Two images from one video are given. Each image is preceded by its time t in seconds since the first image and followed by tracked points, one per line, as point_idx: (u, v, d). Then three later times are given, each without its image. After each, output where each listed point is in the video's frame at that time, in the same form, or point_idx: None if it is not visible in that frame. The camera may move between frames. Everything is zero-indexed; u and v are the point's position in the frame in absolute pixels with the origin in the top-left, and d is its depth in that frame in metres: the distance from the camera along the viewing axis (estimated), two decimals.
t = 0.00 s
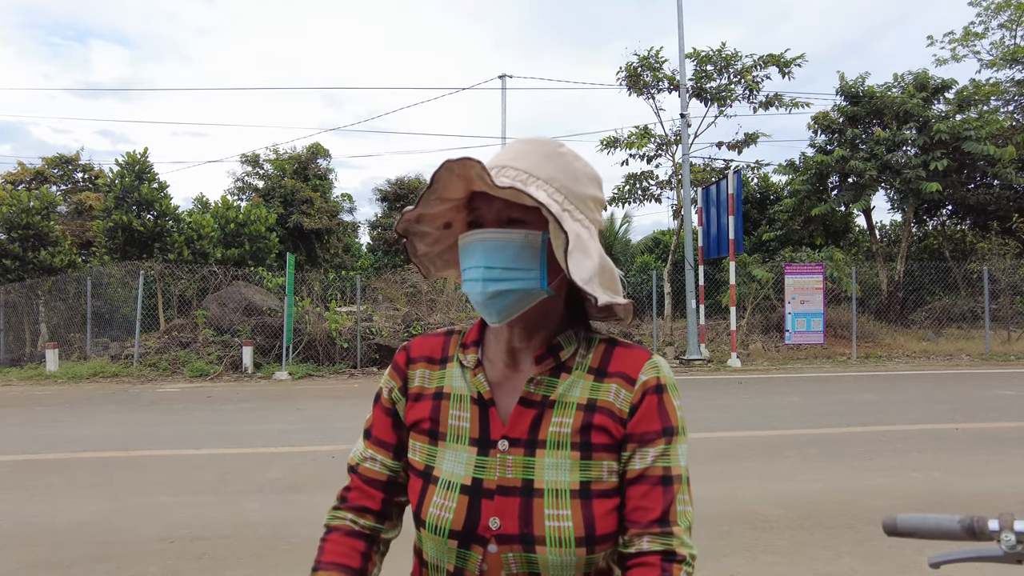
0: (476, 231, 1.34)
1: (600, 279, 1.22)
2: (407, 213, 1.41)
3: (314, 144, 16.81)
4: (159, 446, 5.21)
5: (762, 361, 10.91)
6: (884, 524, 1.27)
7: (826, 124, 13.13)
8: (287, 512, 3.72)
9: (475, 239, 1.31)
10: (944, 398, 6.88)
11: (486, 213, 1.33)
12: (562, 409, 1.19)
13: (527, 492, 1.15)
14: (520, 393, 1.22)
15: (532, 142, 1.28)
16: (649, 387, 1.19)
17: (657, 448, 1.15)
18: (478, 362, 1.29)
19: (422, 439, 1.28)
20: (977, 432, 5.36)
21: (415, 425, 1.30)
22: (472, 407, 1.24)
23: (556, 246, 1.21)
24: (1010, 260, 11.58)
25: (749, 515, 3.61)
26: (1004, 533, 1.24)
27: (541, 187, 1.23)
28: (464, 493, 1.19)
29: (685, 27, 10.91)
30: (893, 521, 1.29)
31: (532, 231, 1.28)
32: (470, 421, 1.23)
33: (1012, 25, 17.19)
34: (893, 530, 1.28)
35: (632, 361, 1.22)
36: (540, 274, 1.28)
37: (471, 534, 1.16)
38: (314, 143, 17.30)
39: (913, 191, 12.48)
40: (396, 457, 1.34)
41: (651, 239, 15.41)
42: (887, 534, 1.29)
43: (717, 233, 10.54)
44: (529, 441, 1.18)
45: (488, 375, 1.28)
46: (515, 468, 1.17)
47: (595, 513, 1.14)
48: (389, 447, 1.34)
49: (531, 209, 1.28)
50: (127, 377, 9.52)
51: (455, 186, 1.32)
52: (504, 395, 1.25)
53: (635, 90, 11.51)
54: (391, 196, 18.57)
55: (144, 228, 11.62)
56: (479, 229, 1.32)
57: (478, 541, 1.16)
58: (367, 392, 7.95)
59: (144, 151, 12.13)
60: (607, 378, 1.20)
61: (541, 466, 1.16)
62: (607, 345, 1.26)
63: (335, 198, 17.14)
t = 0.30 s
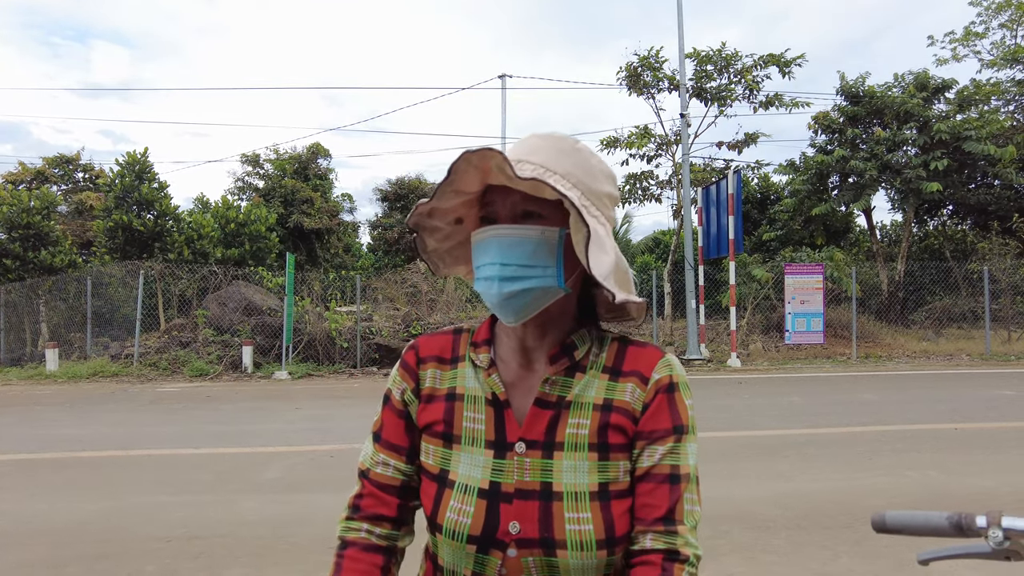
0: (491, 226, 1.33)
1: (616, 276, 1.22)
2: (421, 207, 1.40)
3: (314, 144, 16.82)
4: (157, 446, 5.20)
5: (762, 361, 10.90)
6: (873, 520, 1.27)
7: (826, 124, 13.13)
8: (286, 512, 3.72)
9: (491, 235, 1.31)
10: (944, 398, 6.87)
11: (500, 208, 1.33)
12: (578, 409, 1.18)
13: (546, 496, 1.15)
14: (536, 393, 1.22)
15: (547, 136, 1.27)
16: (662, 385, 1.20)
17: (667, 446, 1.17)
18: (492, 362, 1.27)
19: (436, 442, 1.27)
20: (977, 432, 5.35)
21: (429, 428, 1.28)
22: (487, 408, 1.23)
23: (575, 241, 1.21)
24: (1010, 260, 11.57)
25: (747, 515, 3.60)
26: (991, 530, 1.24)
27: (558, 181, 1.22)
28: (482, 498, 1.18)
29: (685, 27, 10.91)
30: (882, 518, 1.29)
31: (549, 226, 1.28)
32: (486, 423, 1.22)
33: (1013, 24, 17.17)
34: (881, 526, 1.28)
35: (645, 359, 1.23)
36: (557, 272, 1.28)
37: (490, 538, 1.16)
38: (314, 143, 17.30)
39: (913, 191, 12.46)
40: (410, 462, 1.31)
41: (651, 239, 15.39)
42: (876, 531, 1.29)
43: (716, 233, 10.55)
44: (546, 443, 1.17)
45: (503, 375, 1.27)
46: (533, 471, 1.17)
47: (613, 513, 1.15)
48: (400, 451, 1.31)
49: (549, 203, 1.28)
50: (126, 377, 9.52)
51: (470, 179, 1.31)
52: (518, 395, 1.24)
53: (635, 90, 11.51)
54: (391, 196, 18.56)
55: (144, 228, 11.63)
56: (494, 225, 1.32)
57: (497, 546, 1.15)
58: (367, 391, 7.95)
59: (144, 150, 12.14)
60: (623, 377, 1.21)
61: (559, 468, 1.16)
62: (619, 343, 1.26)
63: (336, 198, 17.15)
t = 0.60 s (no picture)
0: (508, 229, 1.32)
1: (635, 279, 1.22)
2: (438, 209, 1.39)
3: (314, 144, 16.82)
4: (156, 446, 5.20)
5: (762, 361, 10.90)
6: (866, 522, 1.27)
7: (826, 124, 13.12)
8: (283, 512, 3.72)
9: (508, 237, 1.31)
10: (943, 398, 6.86)
11: (516, 211, 1.32)
12: (593, 413, 1.18)
13: (560, 500, 1.15)
14: (551, 396, 1.22)
15: (563, 135, 1.27)
16: (679, 388, 1.19)
17: (681, 450, 1.16)
18: (507, 363, 1.27)
19: (450, 443, 1.26)
20: (976, 433, 5.35)
21: (442, 429, 1.28)
22: (501, 410, 1.23)
23: (593, 246, 1.21)
24: (1011, 260, 11.56)
25: (746, 516, 3.60)
26: (984, 533, 1.23)
27: (575, 183, 1.23)
28: (495, 501, 1.18)
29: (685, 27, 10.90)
30: (875, 521, 1.29)
31: (566, 229, 1.28)
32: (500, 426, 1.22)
33: (1013, 24, 17.16)
34: (875, 529, 1.28)
35: (662, 362, 1.23)
36: (576, 275, 1.27)
37: (503, 542, 1.16)
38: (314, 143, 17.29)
39: (913, 191, 12.46)
40: (421, 463, 1.31)
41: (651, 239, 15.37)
42: (869, 533, 1.29)
43: (716, 233, 10.56)
44: (560, 447, 1.17)
45: (518, 377, 1.26)
46: (547, 474, 1.17)
47: (627, 519, 1.15)
48: (412, 450, 1.31)
49: (566, 206, 1.27)
50: (126, 377, 9.52)
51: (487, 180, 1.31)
52: (535, 397, 1.24)
53: (635, 90, 11.50)
54: (391, 196, 18.56)
55: (144, 228, 11.63)
56: (511, 227, 1.31)
57: (510, 549, 1.15)
58: (367, 392, 7.95)
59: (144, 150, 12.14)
60: (640, 380, 1.20)
61: (574, 473, 1.16)
62: (637, 346, 1.26)
63: (336, 198, 17.15)
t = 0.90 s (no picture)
0: (527, 234, 1.32)
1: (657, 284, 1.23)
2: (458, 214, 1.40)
3: (314, 144, 16.81)
4: (156, 446, 5.20)
5: (761, 361, 10.90)
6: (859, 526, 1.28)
7: (826, 124, 13.13)
8: (282, 512, 3.73)
9: (527, 242, 1.30)
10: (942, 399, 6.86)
11: (536, 216, 1.32)
12: (609, 423, 1.18)
13: (575, 509, 1.15)
14: (567, 404, 1.22)
15: (581, 141, 1.26)
16: (694, 398, 1.19)
17: (693, 460, 1.15)
18: (523, 370, 1.28)
19: (466, 450, 1.27)
20: (974, 433, 5.35)
21: (457, 434, 1.28)
22: (517, 418, 1.23)
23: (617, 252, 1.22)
24: (1011, 260, 11.57)
25: (744, 516, 3.60)
26: (977, 538, 1.23)
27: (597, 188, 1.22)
28: (510, 509, 1.18)
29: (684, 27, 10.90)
30: (869, 525, 1.29)
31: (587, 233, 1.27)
32: (516, 433, 1.22)
33: (1012, 25, 17.16)
34: (869, 533, 1.29)
35: (679, 370, 1.22)
36: (596, 280, 1.27)
37: (517, 550, 1.16)
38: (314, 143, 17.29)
39: (913, 191, 12.46)
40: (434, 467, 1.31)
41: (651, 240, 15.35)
42: (863, 538, 1.29)
43: (716, 233, 10.58)
44: (576, 456, 1.17)
45: (534, 385, 1.27)
46: (561, 484, 1.17)
47: (640, 529, 1.15)
48: (426, 453, 1.31)
49: (588, 211, 1.27)
50: (125, 377, 9.52)
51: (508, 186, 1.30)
52: (550, 405, 1.25)
53: (635, 91, 11.50)
54: (391, 196, 18.56)
55: (143, 228, 11.62)
56: (531, 232, 1.31)
57: (524, 558, 1.16)
58: (366, 392, 7.94)
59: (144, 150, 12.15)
60: (656, 390, 1.20)
61: (589, 482, 1.16)
62: (653, 354, 1.26)
63: (336, 198, 17.14)
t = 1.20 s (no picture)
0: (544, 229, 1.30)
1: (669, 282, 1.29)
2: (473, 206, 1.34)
3: (314, 144, 16.81)
4: (156, 446, 5.20)
5: (761, 361, 10.89)
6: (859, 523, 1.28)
7: (826, 124, 13.14)
8: (281, 512, 3.73)
9: (548, 236, 1.28)
10: (942, 399, 6.86)
11: (553, 211, 1.30)
12: (607, 422, 1.20)
13: (574, 508, 1.16)
14: (566, 404, 1.23)
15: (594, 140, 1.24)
16: (691, 396, 1.21)
17: (690, 457, 1.18)
18: (521, 370, 1.28)
19: (463, 449, 1.26)
20: (974, 433, 5.35)
21: (455, 434, 1.28)
22: (516, 417, 1.23)
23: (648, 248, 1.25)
24: (1011, 260, 11.57)
25: (744, 516, 3.60)
26: (975, 534, 1.23)
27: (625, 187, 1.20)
28: (509, 508, 1.18)
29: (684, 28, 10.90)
30: (868, 522, 1.30)
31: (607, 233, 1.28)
32: (514, 433, 1.23)
33: (1012, 25, 17.16)
34: (867, 530, 1.29)
35: (675, 370, 1.25)
36: (612, 280, 1.28)
37: (517, 549, 1.16)
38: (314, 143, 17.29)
39: (913, 191, 12.47)
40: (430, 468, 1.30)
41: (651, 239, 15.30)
42: (862, 535, 1.29)
43: (715, 233, 10.59)
44: (574, 455, 1.18)
45: (534, 384, 1.27)
46: (561, 482, 1.17)
47: (638, 527, 1.16)
48: (421, 454, 1.30)
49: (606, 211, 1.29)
50: (125, 377, 9.52)
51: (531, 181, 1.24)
52: (549, 405, 1.25)
53: (635, 91, 11.50)
54: (391, 196, 18.57)
55: (143, 227, 11.62)
56: (548, 229, 1.29)
57: (524, 557, 1.16)
58: (366, 392, 7.94)
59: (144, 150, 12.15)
60: (653, 389, 1.22)
61: (588, 481, 1.17)
62: (649, 354, 1.28)
63: (336, 198, 17.14)
